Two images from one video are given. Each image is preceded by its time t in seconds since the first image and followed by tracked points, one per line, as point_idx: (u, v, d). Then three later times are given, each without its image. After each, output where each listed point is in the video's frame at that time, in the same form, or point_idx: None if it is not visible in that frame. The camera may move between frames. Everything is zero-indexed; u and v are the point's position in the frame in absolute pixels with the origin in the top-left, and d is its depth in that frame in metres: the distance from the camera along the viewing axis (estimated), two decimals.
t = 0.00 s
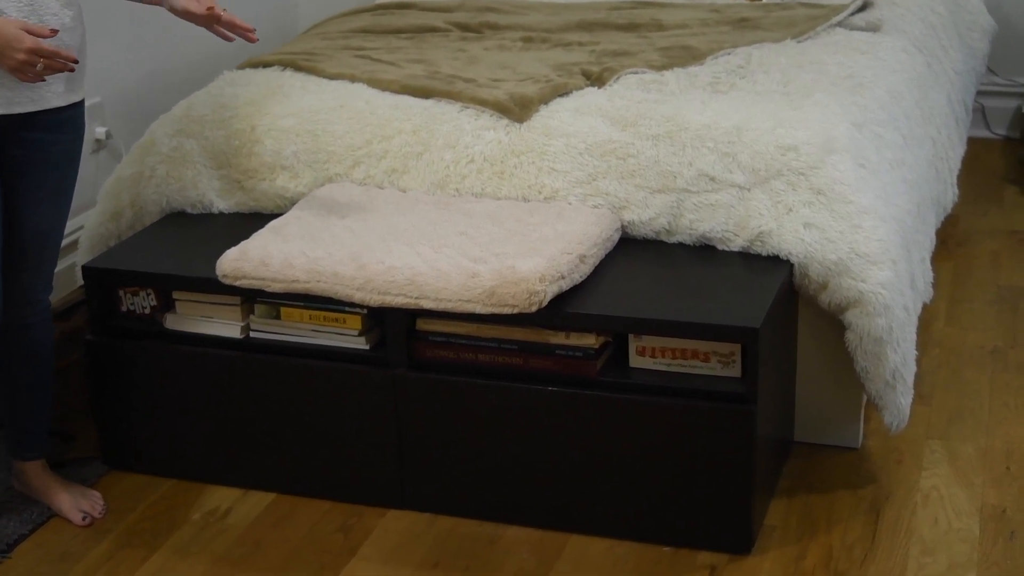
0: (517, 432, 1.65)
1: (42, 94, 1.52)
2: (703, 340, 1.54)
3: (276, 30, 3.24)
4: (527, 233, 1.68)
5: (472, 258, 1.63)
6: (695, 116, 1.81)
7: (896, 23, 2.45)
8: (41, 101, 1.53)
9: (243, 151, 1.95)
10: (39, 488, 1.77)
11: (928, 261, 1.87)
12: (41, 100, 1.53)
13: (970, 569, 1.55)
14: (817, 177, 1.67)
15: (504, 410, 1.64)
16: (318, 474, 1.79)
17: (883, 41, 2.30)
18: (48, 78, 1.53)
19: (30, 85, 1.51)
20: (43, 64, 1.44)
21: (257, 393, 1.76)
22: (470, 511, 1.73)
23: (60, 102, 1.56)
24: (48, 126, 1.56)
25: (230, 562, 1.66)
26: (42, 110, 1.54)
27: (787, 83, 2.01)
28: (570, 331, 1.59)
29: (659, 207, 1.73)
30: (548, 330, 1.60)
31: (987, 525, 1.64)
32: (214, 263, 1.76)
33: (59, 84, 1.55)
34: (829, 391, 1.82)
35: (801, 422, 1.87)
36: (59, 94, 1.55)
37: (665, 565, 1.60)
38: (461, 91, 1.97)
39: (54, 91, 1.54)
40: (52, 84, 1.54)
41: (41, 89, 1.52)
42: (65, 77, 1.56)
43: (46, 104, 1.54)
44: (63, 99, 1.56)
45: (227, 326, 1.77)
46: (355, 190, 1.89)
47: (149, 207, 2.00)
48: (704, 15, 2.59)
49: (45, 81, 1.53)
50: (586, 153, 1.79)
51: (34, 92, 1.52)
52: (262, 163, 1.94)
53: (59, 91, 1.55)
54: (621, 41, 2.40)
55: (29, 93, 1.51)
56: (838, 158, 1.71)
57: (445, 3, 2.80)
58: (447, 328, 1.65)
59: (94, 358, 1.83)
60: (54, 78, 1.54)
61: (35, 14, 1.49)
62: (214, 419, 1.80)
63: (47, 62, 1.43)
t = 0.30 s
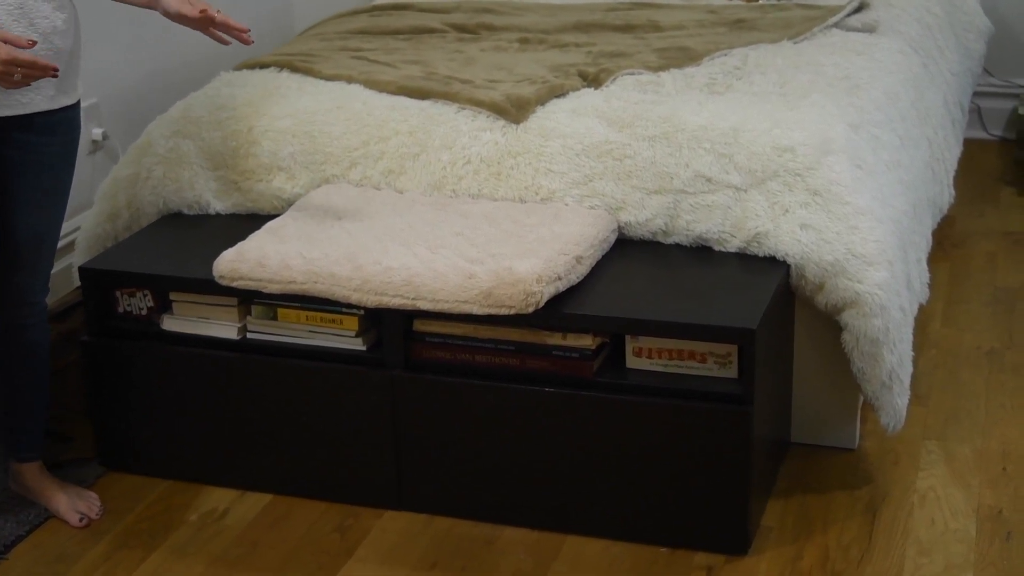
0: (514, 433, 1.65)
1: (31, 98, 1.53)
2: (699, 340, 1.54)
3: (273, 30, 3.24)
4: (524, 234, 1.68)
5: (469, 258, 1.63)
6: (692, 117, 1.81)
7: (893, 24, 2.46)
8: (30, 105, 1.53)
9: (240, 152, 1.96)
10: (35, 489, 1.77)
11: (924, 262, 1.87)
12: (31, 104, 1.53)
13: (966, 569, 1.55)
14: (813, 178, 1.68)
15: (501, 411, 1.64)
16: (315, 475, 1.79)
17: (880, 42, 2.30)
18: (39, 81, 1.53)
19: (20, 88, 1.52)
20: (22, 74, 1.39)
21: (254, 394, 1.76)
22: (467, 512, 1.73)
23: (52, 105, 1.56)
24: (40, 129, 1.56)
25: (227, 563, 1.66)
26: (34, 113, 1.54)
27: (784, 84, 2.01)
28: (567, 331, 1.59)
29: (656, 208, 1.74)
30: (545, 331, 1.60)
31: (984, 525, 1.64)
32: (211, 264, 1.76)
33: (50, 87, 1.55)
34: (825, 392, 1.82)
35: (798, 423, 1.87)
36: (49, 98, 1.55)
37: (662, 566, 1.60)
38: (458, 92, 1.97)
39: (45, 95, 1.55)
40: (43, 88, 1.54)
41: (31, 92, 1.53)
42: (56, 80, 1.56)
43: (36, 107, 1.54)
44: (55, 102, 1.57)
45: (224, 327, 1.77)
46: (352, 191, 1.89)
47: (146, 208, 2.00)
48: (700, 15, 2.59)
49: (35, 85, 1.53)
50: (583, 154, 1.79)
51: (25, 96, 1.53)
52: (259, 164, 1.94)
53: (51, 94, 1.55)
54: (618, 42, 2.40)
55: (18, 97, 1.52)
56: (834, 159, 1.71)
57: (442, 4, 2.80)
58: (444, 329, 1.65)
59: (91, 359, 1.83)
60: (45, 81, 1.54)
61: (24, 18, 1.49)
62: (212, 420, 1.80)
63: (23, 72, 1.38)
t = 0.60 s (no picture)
0: (510, 435, 1.65)
1: (24, 100, 1.53)
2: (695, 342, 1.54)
3: (269, 32, 3.24)
4: (520, 236, 1.69)
5: (465, 261, 1.63)
6: (687, 119, 1.81)
7: (888, 26, 2.46)
8: (23, 108, 1.53)
9: (235, 154, 1.96)
10: (32, 492, 1.77)
11: (919, 264, 1.87)
12: (24, 107, 1.54)
13: (961, 571, 1.55)
14: (808, 180, 1.68)
15: (496, 413, 1.64)
16: (311, 477, 1.79)
17: (876, 44, 2.31)
18: (31, 84, 1.53)
19: (12, 91, 1.52)
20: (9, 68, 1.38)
21: (250, 397, 1.76)
22: (463, 514, 1.73)
23: (45, 108, 1.56)
24: (33, 133, 1.56)
25: (222, 565, 1.66)
26: (27, 117, 1.55)
27: (779, 85, 2.02)
28: (563, 333, 1.59)
29: (651, 210, 1.74)
30: (541, 333, 1.60)
31: (979, 526, 1.64)
32: (207, 266, 1.76)
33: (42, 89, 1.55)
34: (821, 393, 1.82)
35: (794, 424, 1.88)
36: (42, 100, 1.55)
37: (658, 567, 1.60)
38: (454, 94, 1.97)
39: (37, 98, 1.55)
40: (35, 90, 1.54)
41: (23, 95, 1.53)
42: (48, 82, 1.56)
43: (29, 110, 1.54)
44: (48, 104, 1.57)
45: (220, 329, 1.77)
46: (348, 193, 1.89)
47: (142, 210, 2.00)
48: (696, 17, 2.60)
49: (27, 87, 1.53)
50: (579, 156, 1.80)
51: (20, 100, 1.53)
52: (255, 166, 1.94)
53: (44, 96, 1.56)
54: (614, 44, 2.40)
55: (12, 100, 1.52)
56: (830, 161, 1.71)
57: (438, 6, 2.80)
58: (440, 331, 1.65)
59: (87, 362, 1.83)
60: (37, 84, 1.54)
61: (16, 20, 1.49)
62: (208, 423, 1.80)
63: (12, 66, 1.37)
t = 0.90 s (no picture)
0: (510, 436, 1.65)
1: (22, 103, 1.53)
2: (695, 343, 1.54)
3: (269, 34, 3.24)
4: (520, 237, 1.69)
5: (465, 262, 1.63)
6: (687, 121, 1.81)
7: (888, 27, 2.46)
8: (21, 111, 1.53)
9: (236, 156, 1.96)
10: (32, 493, 1.76)
11: (919, 265, 1.87)
12: (21, 110, 1.53)
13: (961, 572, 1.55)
14: (808, 181, 1.68)
15: (496, 414, 1.64)
16: (311, 478, 1.79)
17: (875, 45, 2.31)
18: (27, 87, 1.53)
19: (11, 95, 1.52)
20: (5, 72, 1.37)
21: (250, 398, 1.76)
22: (463, 515, 1.73)
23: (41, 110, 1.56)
24: (28, 136, 1.56)
25: (223, 566, 1.66)
26: (22, 119, 1.55)
27: (779, 87, 2.02)
28: (563, 334, 1.59)
29: (651, 211, 1.74)
30: (541, 334, 1.60)
31: (979, 528, 1.64)
32: (207, 267, 1.76)
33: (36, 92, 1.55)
34: (821, 394, 1.82)
35: (794, 426, 1.87)
36: (38, 102, 1.55)
37: (658, 569, 1.60)
38: (454, 95, 1.97)
39: (33, 100, 1.55)
40: (31, 92, 1.54)
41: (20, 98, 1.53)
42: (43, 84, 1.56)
43: (26, 112, 1.54)
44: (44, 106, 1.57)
45: (220, 331, 1.77)
46: (348, 194, 1.89)
47: (142, 212, 2.00)
48: (696, 19, 2.60)
49: (24, 90, 1.53)
50: (579, 157, 1.80)
51: (16, 103, 1.53)
52: (255, 167, 1.95)
53: (39, 99, 1.56)
54: (614, 45, 2.40)
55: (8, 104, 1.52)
56: (829, 163, 1.72)
57: (438, 7, 2.81)
58: (440, 333, 1.65)
59: (87, 363, 1.83)
60: (33, 86, 1.54)
61: (10, 23, 1.49)
62: (208, 424, 1.80)
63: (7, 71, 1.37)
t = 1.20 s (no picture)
0: (513, 438, 1.65)
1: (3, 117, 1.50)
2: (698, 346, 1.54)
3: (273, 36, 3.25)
4: (523, 239, 1.69)
5: (468, 264, 1.63)
6: (690, 123, 1.82)
7: (891, 30, 2.46)
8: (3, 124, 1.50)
9: (239, 158, 1.96)
10: (35, 495, 1.76)
11: (922, 267, 1.87)
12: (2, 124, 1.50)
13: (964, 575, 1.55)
14: (811, 184, 1.68)
15: (499, 416, 1.64)
16: (314, 480, 1.79)
17: (878, 48, 2.31)
18: (8, 100, 1.50)
19: None
20: None
21: (253, 400, 1.76)
22: (466, 517, 1.73)
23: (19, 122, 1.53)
24: (9, 150, 1.52)
25: (225, 568, 1.66)
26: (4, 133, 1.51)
27: (782, 90, 2.02)
28: (566, 337, 1.59)
29: (654, 214, 1.74)
30: (544, 337, 1.60)
31: (982, 530, 1.64)
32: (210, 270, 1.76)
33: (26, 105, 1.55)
34: (823, 397, 1.82)
35: (796, 428, 1.87)
36: (16, 114, 1.52)
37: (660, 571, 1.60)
38: (457, 98, 1.97)
39: (12, 112, 1.51)
40: (11, 105, 1.51)
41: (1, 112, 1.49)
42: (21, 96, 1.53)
43: (8, 126, 1.51)
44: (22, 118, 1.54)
45: (223, 333, 1.77)
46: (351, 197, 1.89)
47: (145, 214, 2.00)
48: (699, 22, 2.60)
49: (5, 104, 1.50)
50: (582, 160, 1.80)
51: None
52: (258, 170, 1.95)
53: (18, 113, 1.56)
54: (617, 48, 2.40)
55: None
56: (832, 165, 1.72)
57: (441, 10, 2.81)
58: (443, 335, 1.66)
59: (90, 365, 1.83)
60: (12, 99, 1.51)
61: None
62: (212, 426, 1.80)
63: None
